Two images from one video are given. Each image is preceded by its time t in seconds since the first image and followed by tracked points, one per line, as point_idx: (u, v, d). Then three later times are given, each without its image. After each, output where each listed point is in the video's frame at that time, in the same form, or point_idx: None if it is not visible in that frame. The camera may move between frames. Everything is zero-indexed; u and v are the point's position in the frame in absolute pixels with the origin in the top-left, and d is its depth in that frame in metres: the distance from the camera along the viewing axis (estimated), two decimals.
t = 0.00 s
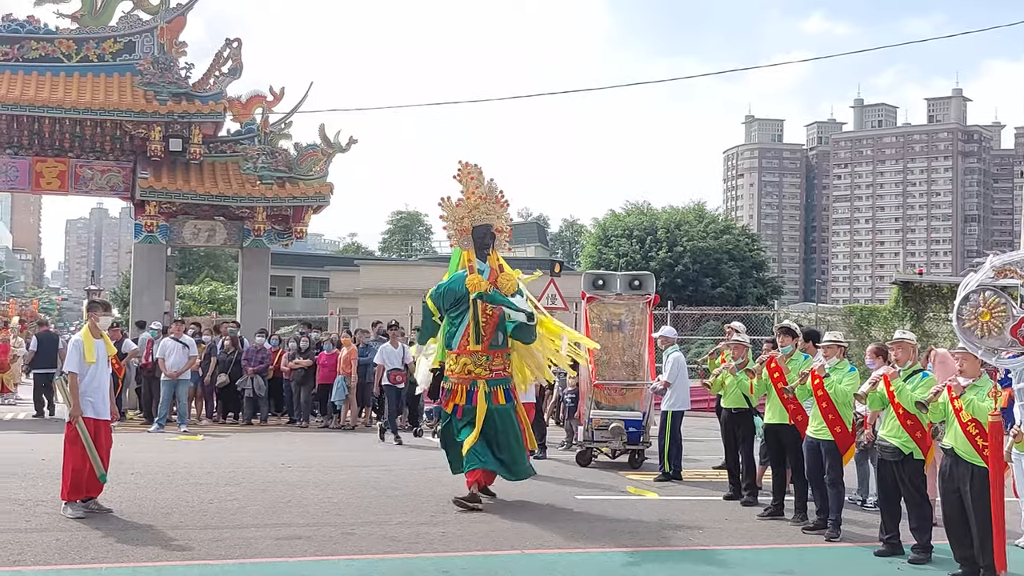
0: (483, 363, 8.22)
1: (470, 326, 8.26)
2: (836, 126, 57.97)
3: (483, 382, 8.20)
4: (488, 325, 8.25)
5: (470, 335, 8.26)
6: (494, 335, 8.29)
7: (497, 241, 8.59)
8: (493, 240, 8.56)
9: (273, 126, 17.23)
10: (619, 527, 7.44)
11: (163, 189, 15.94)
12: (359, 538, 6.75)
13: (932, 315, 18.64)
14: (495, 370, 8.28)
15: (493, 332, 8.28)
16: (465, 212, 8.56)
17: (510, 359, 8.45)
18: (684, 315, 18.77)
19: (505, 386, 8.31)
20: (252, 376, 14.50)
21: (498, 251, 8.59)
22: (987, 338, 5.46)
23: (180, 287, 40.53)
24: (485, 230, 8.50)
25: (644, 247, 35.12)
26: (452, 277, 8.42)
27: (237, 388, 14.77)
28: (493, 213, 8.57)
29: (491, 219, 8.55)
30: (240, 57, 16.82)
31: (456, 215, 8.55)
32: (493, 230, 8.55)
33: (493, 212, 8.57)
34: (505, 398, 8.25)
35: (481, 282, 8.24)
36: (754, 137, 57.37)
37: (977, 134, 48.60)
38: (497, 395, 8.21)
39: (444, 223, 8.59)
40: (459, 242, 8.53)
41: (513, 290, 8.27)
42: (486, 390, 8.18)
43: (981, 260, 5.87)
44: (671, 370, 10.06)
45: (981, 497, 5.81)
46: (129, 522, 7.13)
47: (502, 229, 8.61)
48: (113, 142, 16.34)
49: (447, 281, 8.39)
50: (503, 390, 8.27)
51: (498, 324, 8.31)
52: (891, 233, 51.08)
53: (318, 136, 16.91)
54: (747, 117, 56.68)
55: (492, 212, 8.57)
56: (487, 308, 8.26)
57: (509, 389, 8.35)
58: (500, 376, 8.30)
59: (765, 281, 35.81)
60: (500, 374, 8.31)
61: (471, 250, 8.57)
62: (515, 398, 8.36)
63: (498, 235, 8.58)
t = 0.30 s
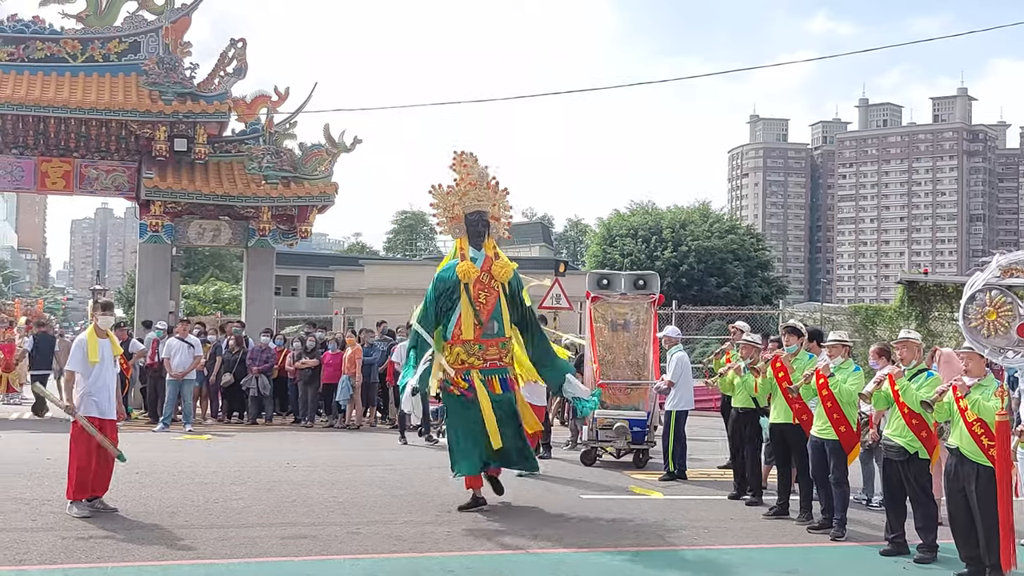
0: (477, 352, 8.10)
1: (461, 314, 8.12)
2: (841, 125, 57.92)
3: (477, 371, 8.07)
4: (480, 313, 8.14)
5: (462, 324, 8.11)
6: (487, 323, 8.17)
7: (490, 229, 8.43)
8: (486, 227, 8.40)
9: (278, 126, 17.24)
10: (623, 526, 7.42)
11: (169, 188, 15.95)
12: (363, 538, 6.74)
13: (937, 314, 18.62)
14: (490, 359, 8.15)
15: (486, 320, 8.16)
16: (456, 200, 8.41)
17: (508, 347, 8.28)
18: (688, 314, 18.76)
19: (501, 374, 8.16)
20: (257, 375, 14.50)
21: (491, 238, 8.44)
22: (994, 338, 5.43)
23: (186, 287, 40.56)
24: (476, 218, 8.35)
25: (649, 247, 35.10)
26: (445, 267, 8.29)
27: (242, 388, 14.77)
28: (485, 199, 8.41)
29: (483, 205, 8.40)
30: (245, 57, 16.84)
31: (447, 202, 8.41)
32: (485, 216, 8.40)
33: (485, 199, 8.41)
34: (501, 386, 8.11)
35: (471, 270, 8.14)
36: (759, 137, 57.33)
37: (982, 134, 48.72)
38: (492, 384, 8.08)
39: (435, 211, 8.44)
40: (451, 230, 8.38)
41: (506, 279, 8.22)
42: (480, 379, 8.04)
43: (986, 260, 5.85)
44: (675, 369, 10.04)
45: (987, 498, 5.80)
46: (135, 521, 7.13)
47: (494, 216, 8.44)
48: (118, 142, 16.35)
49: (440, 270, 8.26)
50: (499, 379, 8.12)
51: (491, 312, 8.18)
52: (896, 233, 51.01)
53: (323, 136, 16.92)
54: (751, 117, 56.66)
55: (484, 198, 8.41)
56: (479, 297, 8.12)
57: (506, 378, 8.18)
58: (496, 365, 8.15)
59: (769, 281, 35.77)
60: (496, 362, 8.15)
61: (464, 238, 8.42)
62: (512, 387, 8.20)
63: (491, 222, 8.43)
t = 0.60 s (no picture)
0: (465, 348, 7.75)
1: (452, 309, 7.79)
2: (845, 125, 57.86)
3: (467, 368, 7.73)
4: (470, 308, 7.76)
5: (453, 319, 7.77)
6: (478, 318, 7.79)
7: (486, 220, 8.08)
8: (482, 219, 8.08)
9: (282, 126, 17.25)
10: (627, 526, 7.43)
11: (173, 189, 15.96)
12: (368, 537, 6.75)
13: (942, 314, 18.58)
14: (481, 355, 7.76)
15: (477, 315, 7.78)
16: (450, 192, 8.10)
17: (504, 343, 7.87)
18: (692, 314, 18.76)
19: (494, 371, 7.76)
20: (261, 375, 14.52)
21: (489, 231, 8.12)
22: (998, 337, 5.43)
23: (190, 287, 40.60)
24: (468, 210, 8.06)
25: (653, 246, 35.11)
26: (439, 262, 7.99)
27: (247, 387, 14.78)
28: (479, 190, 8.10)
29: (477, 197, 8.09)
30: (249, 57, 16.84)
31: (440, 194, 8.11)
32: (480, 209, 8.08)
33: (478, 190, 8.10)
34: (491, 384, 7.70)
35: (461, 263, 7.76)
36: (764, 136, 57.30)
37: (985, 133, 48.57)
38: (479, 381, 7.70)
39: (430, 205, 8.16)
40: (445, 224, 8.11)
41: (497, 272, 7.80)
42: (469, 376, 7.70)
43: (994, 257, 5.83)
44: (679, 369, 10.07)
45: (992, 498, 5.79)
46: (140, 520, 7.15)
47: (491, 207, 8.10)
48: (122, 142, 16.38)
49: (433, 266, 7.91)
50: (490, 376, 7.74)
51: (483, 307, 7.78)
52: (901, 233, 50.98)
53: (327, 136, 16.93)
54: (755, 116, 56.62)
55: (478, 189, 8.10)
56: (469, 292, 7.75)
57: (500, 375, 7.78)
58: (488, 362, 7.76)
59: (774, 280, 35.77)
60: (486, 359, 7.76)
61: (461, 232, 8.09)
62: (507, 384, 7.80)
63: (487, 214, 8.10)
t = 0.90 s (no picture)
0: (455, 362, 7.48)
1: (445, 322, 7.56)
2: (848, 124, 57.81)
3: (456, 383, 7.46)
4: (461, 320, 7.51)
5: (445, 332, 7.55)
6: (469, 331, 7.52)
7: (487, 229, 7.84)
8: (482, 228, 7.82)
9: (285, 126, 17.27)
10: (630, 526, 7.43)
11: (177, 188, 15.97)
12: (371, 536, 6.76)
13: (945, 314, 18.55)
14: (471, 370, 7.48)
15: (468, 329, 7.51)
16: (451, 202, 7.90)
17: (497, 358, 7.55)
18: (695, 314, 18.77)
19: (484, 387, 7.45)
20: (264, 374, 14.55)
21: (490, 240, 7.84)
22: (1002, 337, 5.45)
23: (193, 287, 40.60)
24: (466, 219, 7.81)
25: (657, 245, 35.11)
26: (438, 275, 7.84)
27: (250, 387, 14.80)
28: (478, 198, 7.86)
29: (476, 206, 7.84)
30: (253, 56, 16.86)
31: (443, 204, 7.92)
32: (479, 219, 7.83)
33: (477, 198, 7.85)
34: (479, 401, 7.39)
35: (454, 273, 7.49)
36: (767, 136, 57.25)
37: (990, 133, 48.92)
38: (468, 397, 7.40)
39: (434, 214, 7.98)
40: (447, 235, 7.89)
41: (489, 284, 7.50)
42: (457, 391, 7.42)
43: (1000, 253, 5.78)
44: (681, 369, 10.11)
45: (995, 497, 5.79)
46: (142, 519, 7.16)
47: (491, 217, 7.88)
48: (126, 141, 16.40)
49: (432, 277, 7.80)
50: (480, 392, 7.42)
51: (474, 320, 7.52)
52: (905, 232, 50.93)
53: (330, 135, 16.93)
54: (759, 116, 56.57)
55: (477, 198, 7.86)
56: (460, 304, 7.52)
57: (491, 391, 7.44)
58: (478, 377, 7.46)
59: (777, 280, 35.74)
60: (476, 374, 7.47)
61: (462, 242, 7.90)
62: (499, 401, 7.44)
63: (488, 224, 7.87)
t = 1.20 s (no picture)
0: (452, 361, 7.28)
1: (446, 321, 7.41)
2: (851, 123, 57.75)
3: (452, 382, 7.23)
4: (458, 317, 7.32)
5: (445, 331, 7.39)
6: (467, 329, 7.30)
7: (489, 227, 7.56)
8: (484, 226, 7.55)
9: (287, 125, 17.29)
10: (631, 525, 7.43)
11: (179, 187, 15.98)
12: (374, 536, 6.76)
13: (948, 313, 18.48)
14: (466, 369, 7.22)
15: (466, 326, 7.30)
16: (455, 197, 7.64)
17: (495, 357, 7.24)
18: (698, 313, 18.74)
19: (478, 386, 7.14)
20: (267, 373, 14.57)
21: (492, 238, 7.56)
22: (1005, 337, 5.44)
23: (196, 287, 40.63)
24: (468, 216, 7.55)
25: (659, 245, 35.09)
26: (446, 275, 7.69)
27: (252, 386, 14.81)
28: (482, 194, 7.56)
29: (480, 203, 7.56)
30: (255, 56, 16.87)
31: (447, 198, 7.67)
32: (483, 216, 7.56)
33: (480, 194, 7.55)
34: (471, 400, 7.11)
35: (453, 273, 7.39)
36: (769, 135, 57.22)
37: (993, 132, 48.57)
38: (461, 396, 7.14)
39: (440, 210, 7.74)
40: (450, 230, 7.68)
41: (485, 281, 7.26)
42: (452, 390, 7.19)
43: (1001, 254, 5.77)
44: (684, 367, 10.12)
45: (998, 497, 5.78)
46: (145, 518, 7.17)
47: (495, 214, 7.56)
48: (128, 141, 16.42)
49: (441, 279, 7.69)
50: (474, 391, 7.13)
51: (472, 317, 7.30)
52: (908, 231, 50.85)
53: (332, 135, 16.91)
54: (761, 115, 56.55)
55: (481, 194, 7.57)
56: (458, 302, 7.35)
57: (485, 390, 7.13)
58: (473, 375, 7.18)
59: (780, 279, 35.68)
60: (471, 373, 7.19)
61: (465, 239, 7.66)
62: (493, 401, 7.11)
63: (491, 220, 7.57)
